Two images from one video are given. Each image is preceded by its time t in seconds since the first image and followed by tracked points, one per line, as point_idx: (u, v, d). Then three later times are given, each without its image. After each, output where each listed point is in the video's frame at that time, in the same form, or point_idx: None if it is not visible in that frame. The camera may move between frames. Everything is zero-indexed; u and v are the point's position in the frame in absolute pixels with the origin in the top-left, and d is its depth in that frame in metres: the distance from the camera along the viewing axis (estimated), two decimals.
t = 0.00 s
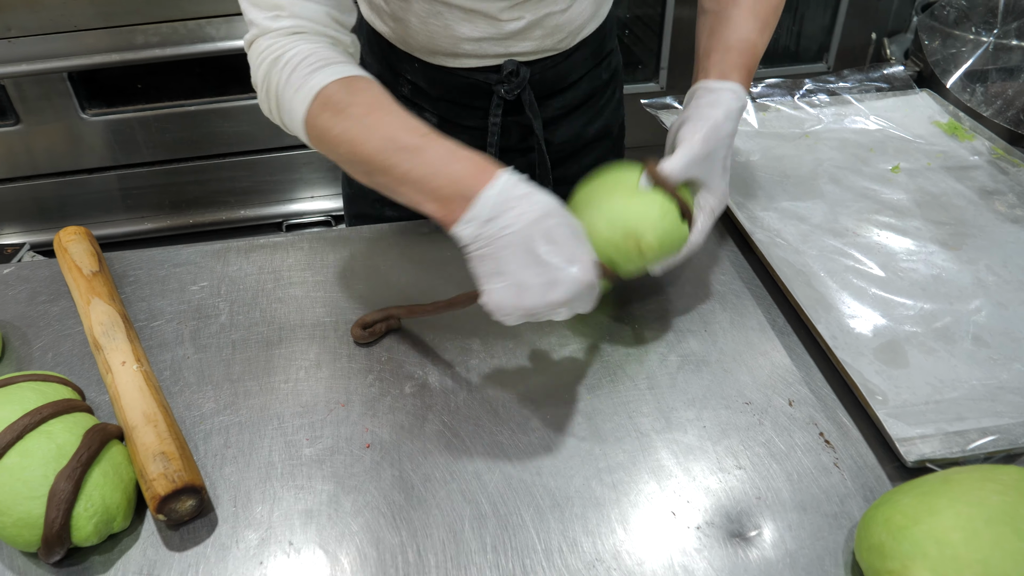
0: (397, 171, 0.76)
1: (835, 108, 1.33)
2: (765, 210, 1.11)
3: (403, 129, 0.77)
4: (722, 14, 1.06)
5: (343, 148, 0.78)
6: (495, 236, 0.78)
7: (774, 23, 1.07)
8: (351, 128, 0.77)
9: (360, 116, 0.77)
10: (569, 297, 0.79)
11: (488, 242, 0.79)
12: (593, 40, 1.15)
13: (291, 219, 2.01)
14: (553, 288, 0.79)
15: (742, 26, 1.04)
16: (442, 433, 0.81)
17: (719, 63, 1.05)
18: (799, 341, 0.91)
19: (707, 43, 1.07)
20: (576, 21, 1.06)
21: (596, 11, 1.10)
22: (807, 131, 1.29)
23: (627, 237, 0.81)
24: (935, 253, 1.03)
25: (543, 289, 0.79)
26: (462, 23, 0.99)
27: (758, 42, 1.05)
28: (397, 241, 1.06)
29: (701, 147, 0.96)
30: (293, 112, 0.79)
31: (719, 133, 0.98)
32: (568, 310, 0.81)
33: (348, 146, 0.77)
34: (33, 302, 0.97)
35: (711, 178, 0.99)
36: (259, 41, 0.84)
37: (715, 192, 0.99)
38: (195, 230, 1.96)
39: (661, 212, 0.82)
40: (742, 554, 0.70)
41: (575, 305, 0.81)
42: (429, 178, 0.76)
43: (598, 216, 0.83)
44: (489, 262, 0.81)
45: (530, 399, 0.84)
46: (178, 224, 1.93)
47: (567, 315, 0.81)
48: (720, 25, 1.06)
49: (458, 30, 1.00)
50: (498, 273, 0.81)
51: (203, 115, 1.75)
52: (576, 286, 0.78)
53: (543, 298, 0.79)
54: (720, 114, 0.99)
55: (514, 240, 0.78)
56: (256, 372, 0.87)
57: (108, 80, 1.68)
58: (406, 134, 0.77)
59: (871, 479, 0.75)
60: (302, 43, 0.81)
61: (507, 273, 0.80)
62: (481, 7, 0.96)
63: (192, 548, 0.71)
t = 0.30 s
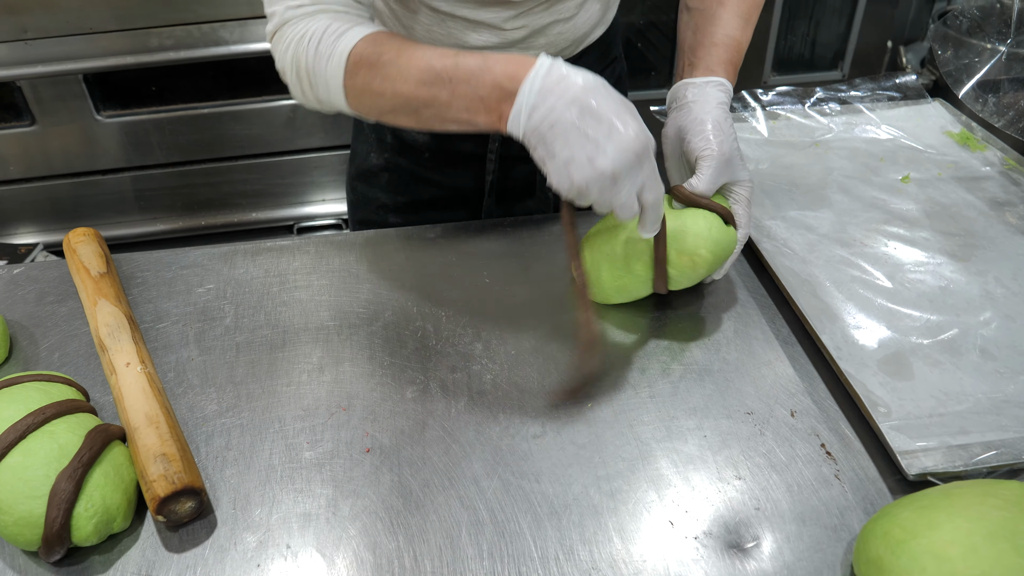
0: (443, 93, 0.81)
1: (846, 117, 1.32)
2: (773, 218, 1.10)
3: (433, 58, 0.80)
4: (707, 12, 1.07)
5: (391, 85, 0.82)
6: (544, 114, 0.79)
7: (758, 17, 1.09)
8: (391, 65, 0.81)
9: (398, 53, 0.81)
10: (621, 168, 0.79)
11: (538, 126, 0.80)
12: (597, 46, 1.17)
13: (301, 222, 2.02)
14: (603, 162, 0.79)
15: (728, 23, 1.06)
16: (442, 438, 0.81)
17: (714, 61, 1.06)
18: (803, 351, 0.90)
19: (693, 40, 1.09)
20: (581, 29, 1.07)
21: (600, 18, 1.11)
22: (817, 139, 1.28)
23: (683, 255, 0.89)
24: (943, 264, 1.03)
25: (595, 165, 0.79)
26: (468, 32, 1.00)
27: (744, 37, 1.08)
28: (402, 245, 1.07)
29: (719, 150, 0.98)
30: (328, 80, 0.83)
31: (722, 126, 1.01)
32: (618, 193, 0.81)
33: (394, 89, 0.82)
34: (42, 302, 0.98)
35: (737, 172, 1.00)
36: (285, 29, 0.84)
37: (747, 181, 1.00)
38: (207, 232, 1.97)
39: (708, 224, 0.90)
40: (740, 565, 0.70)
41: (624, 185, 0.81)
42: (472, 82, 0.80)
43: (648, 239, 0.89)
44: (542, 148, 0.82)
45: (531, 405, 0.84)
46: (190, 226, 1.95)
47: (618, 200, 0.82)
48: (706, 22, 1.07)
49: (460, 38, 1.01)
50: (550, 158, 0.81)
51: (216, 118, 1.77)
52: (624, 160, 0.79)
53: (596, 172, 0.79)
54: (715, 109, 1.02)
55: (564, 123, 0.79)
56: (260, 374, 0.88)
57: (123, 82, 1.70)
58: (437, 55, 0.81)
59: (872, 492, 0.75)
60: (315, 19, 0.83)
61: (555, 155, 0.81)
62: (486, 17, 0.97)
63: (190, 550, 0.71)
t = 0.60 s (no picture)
0: (445, 73, 0.95)
1: (852, 124, 1.32)
2: (775, 225, 1.10)
3: (441, 45, 0.95)
4: (732, 14, 1.06)
5: (404, 69, 0.97)
6: (530, 88, 0.93)
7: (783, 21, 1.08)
8: (405, 46, 0.96)
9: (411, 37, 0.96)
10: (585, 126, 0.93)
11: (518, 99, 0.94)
12: (607, 50, 1.17)
13: (309, 223, 2.03)
14: (569, 120, 0.93)
15: (753, 25, 1.05)
16: (438, 440, 0.81)
17: (740, 62, 1.05)
18: (802, 359, 0.90)
19: (720, 41, 1.07)
20: (590, 33, 1.08)
21: (610, 22, 1.11)
22: (823, 146, 1.28)
23: (666, 250, 0.90)
24: (945, 273, 1.02)
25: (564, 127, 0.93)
26: (473, 32, 1.03)
27: (771, 39, 1.06)
28: (405, 248, 1.07)
29: (719, 158, 0.96)
30: (352, 59, 0.98)
31: (735, 138, 0.99)
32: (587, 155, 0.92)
33: (407, 68, 0.96)
34: (48, 300, 0.99)
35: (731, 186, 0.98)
36: (305, 10, 0.98)
37: (737, 199, 0.98)
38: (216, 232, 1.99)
39: (690, 223, 0.91)
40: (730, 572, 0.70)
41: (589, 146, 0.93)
42: (471, 66, 0.95)
43: (632, 233, 0.90)
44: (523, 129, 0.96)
45: (526, 408, 0.85)
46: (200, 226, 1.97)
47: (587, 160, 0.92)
48: (731, 24, 1.06)
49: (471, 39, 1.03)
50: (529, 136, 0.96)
51: (226, 119, 1.78)
52: (586, 120, 0.93)
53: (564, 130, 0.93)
54: (734, 117, 1.00)
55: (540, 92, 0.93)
56: (260, 374, 0.89)
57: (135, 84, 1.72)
58: (445, 43, 0.96)
59: (866, 501, 0.75)
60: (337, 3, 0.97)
61: (531, 122, 0.94)
62: (494, 12, 1.00)
63: (186, 547, 0.72)
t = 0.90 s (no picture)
0: (443, 70, 0.96)
1: (865, 132, 1.32)
2: (783, 233, 1.10)
3: (436, 42, 0.97)
4: (755, 25, 1.03)
5: (399, 62, 0.97)
6: (525, 76, 0.95)
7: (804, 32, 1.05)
8: (403, 42, 0.97)
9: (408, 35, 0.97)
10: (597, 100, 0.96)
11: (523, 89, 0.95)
12: (626, 52, 1.15)
13: (325, 223, 2.05)
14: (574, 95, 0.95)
15: (775, 38, 1.02)
16: (438, 440, 0.82)
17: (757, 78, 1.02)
18: (804, 368, 0.90)
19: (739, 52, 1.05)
20: (604, 36, 1.06)
21: (628, 26, 1.10)
22: (835, 154, 1.27)
23: (677, 279, 0.91)
24: (954, 284, 1.02)
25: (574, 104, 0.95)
26: (487, 32, 1.01)
27: (790, 53, 1.03)
28: (413, 249, 1.08)
29: (728, 165, 0.97)
30: (343, 52, 0.98)
31: (749, 148, 0.99)
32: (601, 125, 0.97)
33: (405, 64, 0.97)
34: (63, 295, 1.01)
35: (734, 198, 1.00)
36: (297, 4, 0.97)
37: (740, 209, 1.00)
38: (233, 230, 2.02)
39: (700, 249, 0.90)
40: None
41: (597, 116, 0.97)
42: (472, 62, 0.97)
43: (642, 259, 0.90)
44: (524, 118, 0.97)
45: (527, 411, 0.85)
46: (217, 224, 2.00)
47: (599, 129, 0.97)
48: (750, 36, 1.03)
49: (485, 39, 1.02)
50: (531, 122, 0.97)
51: (245, 119, 1.81)
52: (589, 90, 0.95)
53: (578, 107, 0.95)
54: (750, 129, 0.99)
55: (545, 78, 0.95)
56: (266, 371, 0.90)
57: (155, 83, 1.74)
58: (443, 42, 0.97)
59: (864, 511, 0.74)
60: None
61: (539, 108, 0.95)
62: (508, 12, 0.98)
63: (188, 539, 0.74)
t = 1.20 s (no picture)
0: (453, 171, 0.89)
1: (875, 142, 1.31)
2: (788, 242, 1.10)
3: (454, 137, 0.88)
4: (733, 45, 1.05)
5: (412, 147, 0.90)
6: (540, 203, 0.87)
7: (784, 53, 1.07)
8: (415, 130, 0.89)
9: (430, 119, 0.89)
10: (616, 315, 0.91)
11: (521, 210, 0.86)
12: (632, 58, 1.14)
13: (338, 225, 2.07)
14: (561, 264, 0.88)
15: (752, 58, 1.04)
16: (435, 442, 0.83)
17: (733, 97, 1.04)
18: (803, 377, 0.90)
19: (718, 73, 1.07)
20: (609, 43, 1.06)
21: (631, 33, 1.10)
22: (843, 164, 1.27)
23: (679, 275, 0.92)
24: (957, 297, 1.01)
25: (558, 222, 0.86)
26: (494, 38, 1.01)
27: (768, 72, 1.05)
28: (418, 252, 1.10)
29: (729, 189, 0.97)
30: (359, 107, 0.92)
31: (740, 168, 1.01)
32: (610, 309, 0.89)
33: (415, 149, 0.90)
34: (76, 291, 1.04)
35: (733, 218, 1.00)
36: (329, 38, 0.93)
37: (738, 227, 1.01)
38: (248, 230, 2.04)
39: (702, 247, 0.93)
40: None
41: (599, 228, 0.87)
42: (474, 170, 0.87)
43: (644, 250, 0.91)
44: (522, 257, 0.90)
45: (524, 416, 0.86)
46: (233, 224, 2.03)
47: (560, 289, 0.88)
48: (731, 56, 1.05)
49: (490, 46, 1.02)
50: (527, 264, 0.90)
51: (261, 120, 1.83)
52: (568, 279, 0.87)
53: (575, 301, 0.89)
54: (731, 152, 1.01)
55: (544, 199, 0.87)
56: (270, 369, 0.92)
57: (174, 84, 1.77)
58: (460, 137, 0.88)
59: (855, 522, 0.75)
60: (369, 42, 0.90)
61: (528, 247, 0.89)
62: (514, 20, 0.98)
63: (188, 533, 0.75)
